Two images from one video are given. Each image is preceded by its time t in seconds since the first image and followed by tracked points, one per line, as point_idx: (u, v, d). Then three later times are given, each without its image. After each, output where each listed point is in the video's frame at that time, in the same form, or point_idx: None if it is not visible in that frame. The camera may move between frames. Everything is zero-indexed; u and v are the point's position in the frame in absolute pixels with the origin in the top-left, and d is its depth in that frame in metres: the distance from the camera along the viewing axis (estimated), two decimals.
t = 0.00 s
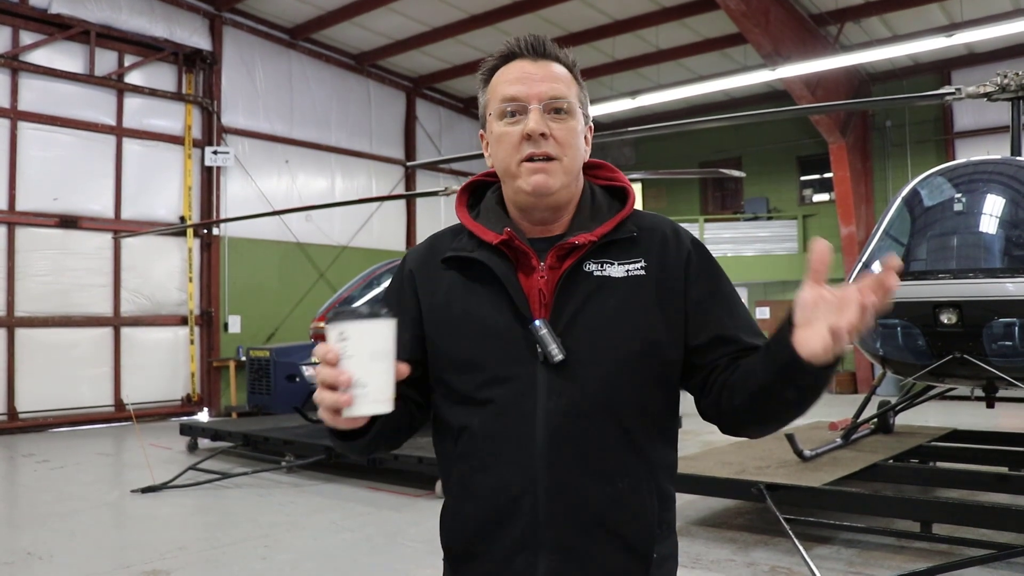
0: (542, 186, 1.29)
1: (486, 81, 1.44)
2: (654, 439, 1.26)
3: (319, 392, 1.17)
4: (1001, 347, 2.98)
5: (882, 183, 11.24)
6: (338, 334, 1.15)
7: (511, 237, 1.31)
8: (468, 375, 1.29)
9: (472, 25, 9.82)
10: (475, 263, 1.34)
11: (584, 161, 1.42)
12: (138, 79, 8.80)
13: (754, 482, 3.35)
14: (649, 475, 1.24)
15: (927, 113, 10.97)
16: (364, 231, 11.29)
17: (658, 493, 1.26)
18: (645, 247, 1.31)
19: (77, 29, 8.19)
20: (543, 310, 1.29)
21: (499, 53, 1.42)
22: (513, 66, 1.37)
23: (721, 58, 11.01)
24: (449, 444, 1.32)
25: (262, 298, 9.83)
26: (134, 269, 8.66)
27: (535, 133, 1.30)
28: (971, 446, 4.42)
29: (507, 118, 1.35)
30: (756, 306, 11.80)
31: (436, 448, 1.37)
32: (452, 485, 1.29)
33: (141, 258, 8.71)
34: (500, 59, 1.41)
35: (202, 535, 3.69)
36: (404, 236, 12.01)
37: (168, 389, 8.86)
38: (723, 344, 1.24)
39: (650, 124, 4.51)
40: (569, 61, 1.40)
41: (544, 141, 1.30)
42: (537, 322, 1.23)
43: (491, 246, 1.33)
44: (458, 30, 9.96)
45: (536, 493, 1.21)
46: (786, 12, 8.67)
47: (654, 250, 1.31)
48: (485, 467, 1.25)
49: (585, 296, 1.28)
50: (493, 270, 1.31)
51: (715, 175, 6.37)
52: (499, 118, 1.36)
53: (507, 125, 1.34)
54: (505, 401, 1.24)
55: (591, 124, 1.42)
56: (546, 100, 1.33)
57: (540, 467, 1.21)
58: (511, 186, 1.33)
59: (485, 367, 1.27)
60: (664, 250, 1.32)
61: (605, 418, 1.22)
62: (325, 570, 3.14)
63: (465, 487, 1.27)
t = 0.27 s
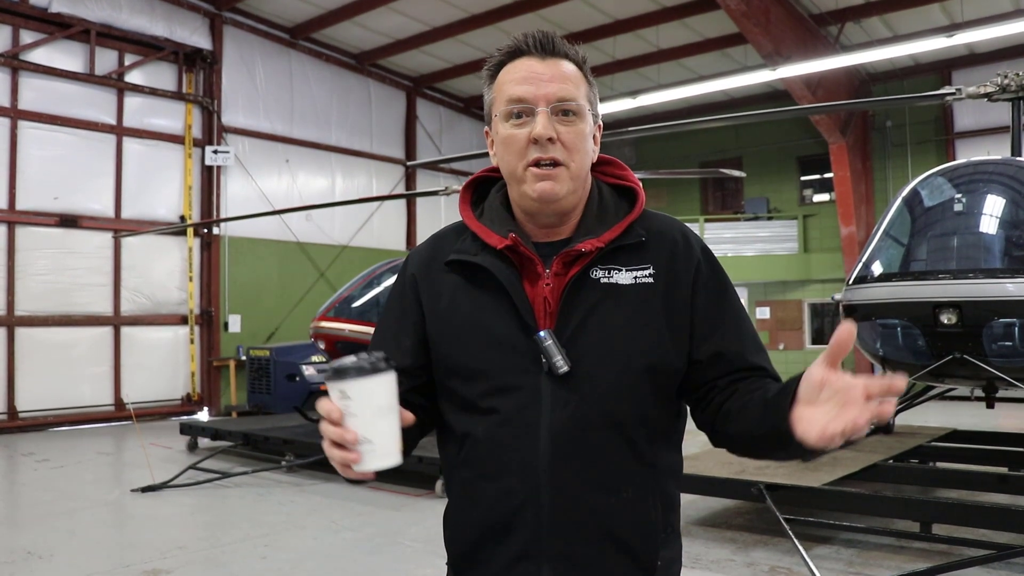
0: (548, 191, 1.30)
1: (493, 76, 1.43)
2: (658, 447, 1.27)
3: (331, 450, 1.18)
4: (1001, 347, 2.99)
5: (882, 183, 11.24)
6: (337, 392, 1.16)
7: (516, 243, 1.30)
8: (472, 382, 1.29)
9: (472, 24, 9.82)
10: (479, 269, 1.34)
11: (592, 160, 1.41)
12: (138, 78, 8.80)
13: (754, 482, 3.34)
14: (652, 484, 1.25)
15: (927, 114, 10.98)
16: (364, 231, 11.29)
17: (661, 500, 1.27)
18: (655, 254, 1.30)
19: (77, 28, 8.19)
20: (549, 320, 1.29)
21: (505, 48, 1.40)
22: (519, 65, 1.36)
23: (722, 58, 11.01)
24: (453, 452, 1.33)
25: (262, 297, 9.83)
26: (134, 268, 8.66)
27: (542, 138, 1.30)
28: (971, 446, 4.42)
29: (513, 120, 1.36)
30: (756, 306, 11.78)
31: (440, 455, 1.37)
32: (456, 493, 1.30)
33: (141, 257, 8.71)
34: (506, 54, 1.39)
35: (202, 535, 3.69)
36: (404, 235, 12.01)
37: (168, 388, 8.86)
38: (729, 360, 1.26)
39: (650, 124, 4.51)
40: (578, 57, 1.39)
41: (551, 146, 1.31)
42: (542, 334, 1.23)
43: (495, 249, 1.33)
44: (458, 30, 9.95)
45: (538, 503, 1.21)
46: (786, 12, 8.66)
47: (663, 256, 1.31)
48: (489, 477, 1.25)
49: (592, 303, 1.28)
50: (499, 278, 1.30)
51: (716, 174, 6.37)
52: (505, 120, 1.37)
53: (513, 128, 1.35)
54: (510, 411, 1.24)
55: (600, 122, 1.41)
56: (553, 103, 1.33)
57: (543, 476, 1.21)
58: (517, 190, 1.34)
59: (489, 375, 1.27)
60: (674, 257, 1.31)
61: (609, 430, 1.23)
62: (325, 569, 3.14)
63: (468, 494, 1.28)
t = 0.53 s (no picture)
0: (558, 199, 1.30)
1: (500, 73, 1.40)
2: (659, 446, 1.27)
3: (382, 474, 1.15)
4: (1002, 347, 2.98)
5: (883, 182, 11.24)
6: (399, 416, 1.13)
7: (518, 241, 1.30)
8: (472, 380, 1.29)
9: (472, 24, 9.82)
10: (480, 267, 1.33)
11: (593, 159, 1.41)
12: (139, 78, 8.80)
13: (754, 482, 3.34)
14: (653, 482, 1.26)
15: (928, 113, 10.97)
16: (364, 230, 11.29)
17: (662, 499, 1.27)
18: (656, 252, 1.30)
19: (77, 28, 8.19)
20: (551, 317, 1.28)
21: (516, 44, 1.36)
22: (533, 66, 1.33)
23: (722, 57, 11.00)
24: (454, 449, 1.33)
25: (263, 296, 9.84)
26: (135, 268, 8.66)
27: (555, 145, 1.29)
28: (971, 446, 4.41)
29: (525, 123, 1.33)
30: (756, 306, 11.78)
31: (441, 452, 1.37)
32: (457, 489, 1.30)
33: (142, 257, 8.71)
34: (518, 51, 1.35)
35: (202, 534, 3.69)
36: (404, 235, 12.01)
37: (168, 387, 8.87)
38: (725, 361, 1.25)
39: (650, 124, 4.50)
40: (590, 59, 1.36)
41: (564, 153, 1.30)
42: (544, 329, 1.23)
43: (497, 248, 1.32)
44: (458, 29, 9.95)
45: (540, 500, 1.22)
46: (786, 11, 8.66)
47: (663, 255, 1.30)
48: (490, 474, 1.25)
49: (593, 301, 1.27)
50: (500, 276, 1.30)
51: (716, 174, 6.36)
52: (516, 122, 1.34)
53: (526, 131, 1.32)
54: (510, 409, 1.25)
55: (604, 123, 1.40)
56: (569, 110, 1.32)
57: (544, 474, 1.22)
58: (525, 192, 1.33)
59: (490, 373, 1.27)
60: (673, 256, 1.30)
61: (611, 427, 1.23)
62: (325, 569, 3.14)
63: (470, 492, 1.28)
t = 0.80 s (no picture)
0: (562, 195, 1.30)
1: (505, 73, 1.41)
2: (653, 439, 1.28)
3: (453, 475, 1.08)
4: (1001, 346, 2.98)
5: (882, 182, 11.24)
6: (476, 418, 1.06)
7: (511, 235, 1.31)
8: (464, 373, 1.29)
9: (472, 24, 9.82)
10: (473, 261, 1.34)
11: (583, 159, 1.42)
12: (138, 78, 8.80)
13: (753, 482, 3.34)
14: (647, 473, 1.26)
15: (927, 113, 10.97)
16: (364, 230, 11.30)
17: (656, 492, 1.27)
18: (643, 245, 1.31)
19: (77, 28, 8.19)
20: (543, 308, 1.29)
21: (526, 43, 1.37)
22: (543, 67, 1.34)
23: (722, 57, 11.00)
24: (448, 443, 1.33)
25: (262, 296, 9.84)
26: (134, 268, 8.66)
27: (565, 144, 1.29)
28: (970, 445, 4.42)
29: (534, 122, 1.33)
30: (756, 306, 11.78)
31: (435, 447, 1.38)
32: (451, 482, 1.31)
33: (141, 257, 8.71)
34: (528, 52, 1.37)
35: (201, 535, 3.69)
36: (404, 235, 12.01)
37: (168, 387, 8.87)
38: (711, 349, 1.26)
39: (650, 124, 4.50)
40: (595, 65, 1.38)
41: (572, 153, 1.31)
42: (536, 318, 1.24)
43: (490, 244, 1.33)
44: (457, 30, 9.95)
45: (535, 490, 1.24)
46: (786, 11, 8.66)
47: (650, 247, 1.31)
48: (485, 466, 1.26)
49: (583, 293, 1.28)
50: (491, 268, 1.31)
51: (715, 173, 6.36)
52: (525, 121, 1.34)
53: (535, 129, 1.33)
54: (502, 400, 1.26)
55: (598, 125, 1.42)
56: (577, 112, 1.33)
57: (539, 463, 1.24)
58: (528, 189, 1.33)
59: (483, 365, 1.27)
60: (659, 249, 1.32)
61: (603, 417, 1.24)
62: (325, 569, 3.14)
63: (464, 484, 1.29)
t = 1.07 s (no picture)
0: (533, 189, 1.30)
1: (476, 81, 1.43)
2: (645, 437, 1.28)
3: (491, 475, 1.09)
4: (1000, 346, 2.99)
5: (881, 182, 11.25)
6: (525, 420, 1.10)
7: (501, 236, 1.31)
8: (458, 371, 1.29)
9: (471, 24, 9.82)
10: (466, 261, 1.34)
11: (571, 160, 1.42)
12: (137, 78, 8.79)
13: (753, 482, 3.35)
14: (638, 470, 1.27)
15: (926, 113, 10.97)
16: (363, 230, 11.29)
17: (647, 489, 1.28)
18: (634, 246, 1.31)
19: (76, 28, 8.19)
20: (534, 307, 1.29)
21: (487, 55, 1.40)
22: (501, 71, 1.36)
23: (721, 57, 11.00)
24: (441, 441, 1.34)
25: (261, 296, 9.83)
26: (133, 268, 8.66)
27: (525, 139, 1.30)
28: (970, 445, 4.42)
29: (497, 123, 1.35)
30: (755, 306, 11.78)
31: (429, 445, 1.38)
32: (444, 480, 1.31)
33: (140, 256, 8.70)
34: (488, 61, 1.40)
35: (201, 534, 3.69)
36: (404, 235, 12.01)
37: (168, 386, 8.87)
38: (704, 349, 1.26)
39: (650, 124, 4.49)
40: (559, 62, 1.39)
41: (535, 147, 1.31)
42: (529, 317, 1.24)
43: (482, 245, 1.33)
44: (457, 30, 9.95)
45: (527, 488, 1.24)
46: (785, 11, 8.66)
47: (641, 249, 1.31)
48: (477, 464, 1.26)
49: (574, 292, 1.28)
50: (485, 269, 1.31)
51: (715, 173, 6.36)
52: (489, 123, 1.36)
53: (497, 131, 1.34)
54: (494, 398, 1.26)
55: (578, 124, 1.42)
56: (536, 106, 1.33)
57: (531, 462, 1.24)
58: (503, 190, 1.34)
59: (475, 364, 1.27)
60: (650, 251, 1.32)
61: (595, 416, 1.25)
62: (324, 569, 3.14)
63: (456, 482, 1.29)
